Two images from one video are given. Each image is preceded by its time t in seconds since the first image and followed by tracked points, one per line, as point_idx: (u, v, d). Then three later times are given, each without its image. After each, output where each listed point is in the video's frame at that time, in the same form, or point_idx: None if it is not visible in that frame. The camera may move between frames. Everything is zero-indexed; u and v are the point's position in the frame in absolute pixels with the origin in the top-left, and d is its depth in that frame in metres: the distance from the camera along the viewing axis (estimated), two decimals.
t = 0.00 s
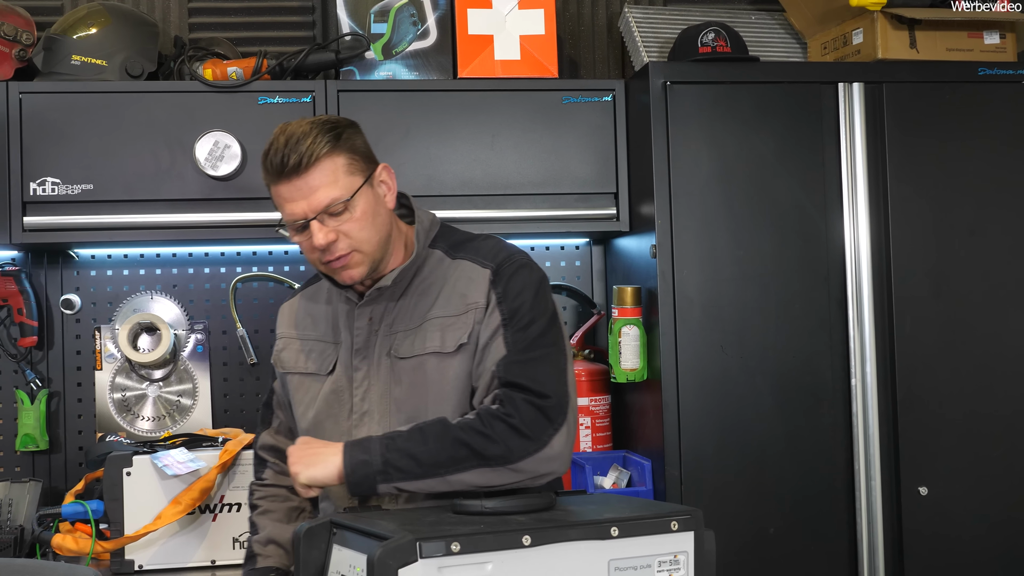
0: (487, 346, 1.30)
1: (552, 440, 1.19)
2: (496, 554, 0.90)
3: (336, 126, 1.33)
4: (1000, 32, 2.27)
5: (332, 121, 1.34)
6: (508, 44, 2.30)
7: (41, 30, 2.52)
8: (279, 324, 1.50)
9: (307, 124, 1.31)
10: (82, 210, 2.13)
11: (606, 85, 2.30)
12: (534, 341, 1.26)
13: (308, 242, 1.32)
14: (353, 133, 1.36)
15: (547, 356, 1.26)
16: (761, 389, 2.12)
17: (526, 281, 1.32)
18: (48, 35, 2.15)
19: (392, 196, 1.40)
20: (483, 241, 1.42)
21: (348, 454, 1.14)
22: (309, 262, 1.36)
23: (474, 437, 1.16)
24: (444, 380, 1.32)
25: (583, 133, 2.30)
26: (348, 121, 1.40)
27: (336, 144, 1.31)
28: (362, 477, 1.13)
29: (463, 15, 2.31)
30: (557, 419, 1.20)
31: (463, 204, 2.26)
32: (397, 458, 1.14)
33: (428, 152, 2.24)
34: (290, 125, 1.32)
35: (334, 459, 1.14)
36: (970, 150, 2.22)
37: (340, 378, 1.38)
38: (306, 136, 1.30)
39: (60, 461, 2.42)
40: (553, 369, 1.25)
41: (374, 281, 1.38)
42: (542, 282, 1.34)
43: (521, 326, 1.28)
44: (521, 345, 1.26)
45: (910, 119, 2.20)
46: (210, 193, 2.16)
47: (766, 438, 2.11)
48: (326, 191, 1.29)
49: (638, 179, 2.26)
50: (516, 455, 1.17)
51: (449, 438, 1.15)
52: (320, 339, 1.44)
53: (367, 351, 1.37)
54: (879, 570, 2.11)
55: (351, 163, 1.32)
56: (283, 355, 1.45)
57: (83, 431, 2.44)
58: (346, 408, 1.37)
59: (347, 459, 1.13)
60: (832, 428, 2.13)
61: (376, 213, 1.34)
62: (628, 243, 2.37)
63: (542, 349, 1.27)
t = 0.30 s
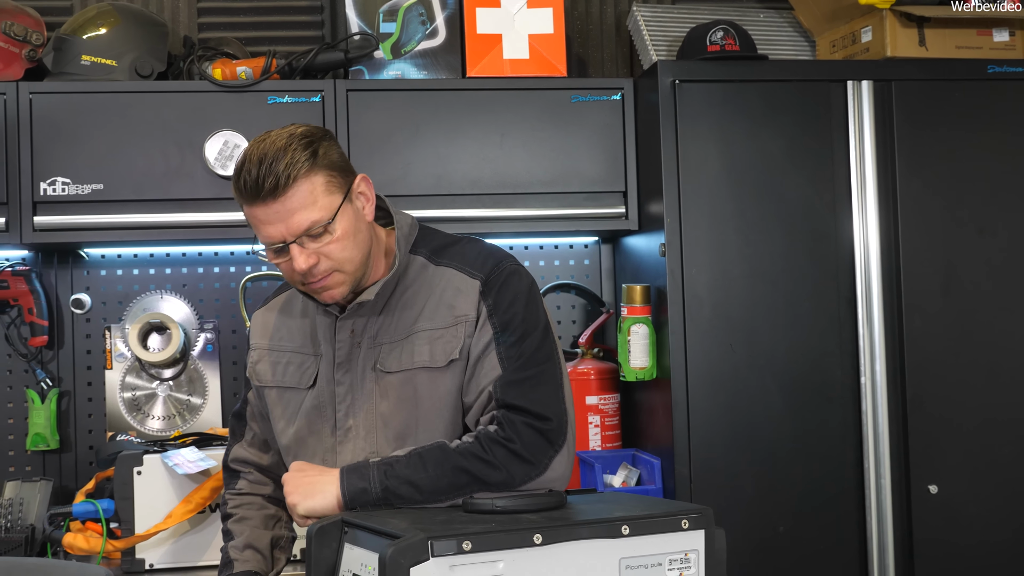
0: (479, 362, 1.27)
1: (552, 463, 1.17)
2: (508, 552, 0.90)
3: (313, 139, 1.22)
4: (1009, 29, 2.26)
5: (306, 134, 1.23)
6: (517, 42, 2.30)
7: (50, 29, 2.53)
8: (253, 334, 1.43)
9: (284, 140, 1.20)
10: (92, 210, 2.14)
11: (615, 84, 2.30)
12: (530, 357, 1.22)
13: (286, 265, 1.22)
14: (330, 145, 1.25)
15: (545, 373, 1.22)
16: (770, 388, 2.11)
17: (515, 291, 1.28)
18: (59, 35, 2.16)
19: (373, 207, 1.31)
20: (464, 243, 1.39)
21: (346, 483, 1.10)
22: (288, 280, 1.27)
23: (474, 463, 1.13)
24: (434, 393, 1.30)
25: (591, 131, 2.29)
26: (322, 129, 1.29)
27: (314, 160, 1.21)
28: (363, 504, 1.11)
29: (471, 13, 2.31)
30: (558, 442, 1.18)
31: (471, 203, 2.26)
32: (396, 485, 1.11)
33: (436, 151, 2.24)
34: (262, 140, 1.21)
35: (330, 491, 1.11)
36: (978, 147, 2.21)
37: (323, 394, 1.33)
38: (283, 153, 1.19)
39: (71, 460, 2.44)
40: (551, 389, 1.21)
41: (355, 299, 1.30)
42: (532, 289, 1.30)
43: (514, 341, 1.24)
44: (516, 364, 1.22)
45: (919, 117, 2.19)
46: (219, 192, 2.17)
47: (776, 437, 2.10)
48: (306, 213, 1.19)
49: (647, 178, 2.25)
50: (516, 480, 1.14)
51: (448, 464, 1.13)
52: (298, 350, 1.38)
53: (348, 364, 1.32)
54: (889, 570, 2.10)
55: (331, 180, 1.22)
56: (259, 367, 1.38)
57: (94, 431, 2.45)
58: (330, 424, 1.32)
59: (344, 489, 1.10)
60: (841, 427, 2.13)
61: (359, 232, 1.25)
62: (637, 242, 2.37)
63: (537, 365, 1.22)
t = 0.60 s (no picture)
0: (491, 364, 1.26)
1: (565, 469, 1.17)
2: (518, 547, 0.90)
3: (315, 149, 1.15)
4: (1016, 26, 2.25)
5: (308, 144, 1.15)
6: (523, 40, 2.30)
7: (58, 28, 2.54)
8: (236, 342, 1.37)
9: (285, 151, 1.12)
10: (99, 208, 2.15)
11: (622, 81, 2.30)
12: (543, 360, 1.22)
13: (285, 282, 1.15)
14: (331, 154, 1.18)
15: (558, 378, 1.22)
16: (777, 385, 2.11)
17: (524, 290, 1.28)
18: (65, 33, 2.16)
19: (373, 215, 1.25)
20: (462, 243, 1.37)
21: (358, 485, 1.08)
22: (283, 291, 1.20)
23: (488, 470, 1.12)
24: (443, 398, 1.28)
25: (598, 128, 2.29)
26: (320, 134, 1.20)
27: (317, 173, 1.13)
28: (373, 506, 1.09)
29: (478, 11, 2.31)
30: (572, 448, 1.18)
31: (478, 200, 2.26)
32: (408, 487, 1.09)
33: (442, 149, 2.24)
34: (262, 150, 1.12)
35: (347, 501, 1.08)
36: (985, 144, 2.20)
37: (321, 403, 1.29)
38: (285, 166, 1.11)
39: (78, 458, 2.44)
40: (564, 393, 1.21)
41: (353, 310, 1.25)
42: (540, 291, 1.30)
43: (524, 344, 1.24)
44: (529, 368, 1.22)
45: (927, 113, 2.19)
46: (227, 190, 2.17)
47: (784, 434, 2.10)
48: (309, 231, 1.12)
49: (654, 175, 2.25)
50: (530, 486, 1.14)
51: (462, 469, 1.11)
52: (290, 357, 1.32)
53: (347, 370, 1.28)
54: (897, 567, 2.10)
55: (334, 193, 1.15)
56: (249, 378, 1.33)
57: (101, 428, 2.46)
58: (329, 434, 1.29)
59: (358, 491, 1.08)
60: (848, 423, 2.12)
61: (361, 247, 1.19)
62: (644, 239, 2.37)
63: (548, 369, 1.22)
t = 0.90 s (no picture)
0: (498, 352, 1.25)
1: (572, 456, 1.17)
2: (525, 531, 0.90)
3: (316, 144, 1.13)
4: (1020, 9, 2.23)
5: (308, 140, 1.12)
6: (526, 27, 2.29)
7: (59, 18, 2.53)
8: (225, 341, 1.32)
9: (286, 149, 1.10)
10: (103, 197, 2.15)
11: (625, 68, 2.29)
12: (547, 347, 1.22)
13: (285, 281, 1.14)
14: (331, 150, 1.15)
15: (562, 365, 1.22)
16: (782, 371, 2.11)
17: (528, 275, 1.28)
18: (67, 22, 2.15)
19: (370, 207, 1.24)
20: (461, 228, 1.36)
21: (365, 474, 1.08)
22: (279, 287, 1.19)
23: (495, 460, 1.11)
24: (451, 386, 1.28)
25: (602, 115, 2.29)
26: (317, 126, 1.18)
27: (319, 171, 1.11)
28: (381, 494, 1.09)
29: None
30: (578, 435, 1.18)
31: (481, 188, 2.26)
32: (414, 476, 1.09)
33: (446, 136, 2.23)
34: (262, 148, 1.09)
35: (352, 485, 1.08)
36: (989, 129, 2.19)
37: (325, 398, 1.28)
38: (288, 165, 1.08)
39: (84, 447, 2.46)
40: (569, 379, 1.21)
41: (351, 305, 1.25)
42: (543, 277, 1.30)
43: (529, 329, 1.24)
44: (534, 355, 1.22)
45: (931, 98, 2.18)
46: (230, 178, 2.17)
47: (788, 420, 2.10)
48: (311, 231, 1.10)
49: (657, 162, 2.25)
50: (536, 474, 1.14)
51: (468, 458, 1.11)
52: (288, 353, 1.30)
53: (351, 362, 1.28)
54: (901, 552, 2.10)
55: (335, 192, 1.14)
56: (244, 380, 1.28)
57: (107, 418, 2.47)
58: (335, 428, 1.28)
59: (365, 478, 1.08)
60: (852, 410, 2.12)
61: (362, 245, 1.18)
62: (648, 226, 2.37)
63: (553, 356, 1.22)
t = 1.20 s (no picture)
0: (509, 335, 1.26)
1: (582, 437, 1.18)
2: (535, 508, 0.91)
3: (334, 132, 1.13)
4: None
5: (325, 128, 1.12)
6: (530, 11, 2.28)
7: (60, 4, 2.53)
8: (229, 332, 1.30)
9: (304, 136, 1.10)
10: (107, 182, 2.14)
11: (629, 52, 2.29)
12: (556, 328, 1.23)
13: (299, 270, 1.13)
14: (348, 139, 1.15)
15: (571, 347, 1.22)
16: (787, 354, 2.11)
17: (536, 257, 1.29)
18: (69, 7, 2.14)
19: (382, 195, 1.24)
20: (466, 209, 1.36)
21: (374, 455, 1.09)
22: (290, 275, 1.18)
23: (506, 442, 1.12)
24: (462, 371, 1.28)
25: (606, 99, 2.28)
26: (333, 114, 1.17)
27: (336, 159, 1.11)
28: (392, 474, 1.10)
29: None
30: (588, 417, 1.18)
31: (485, 172, 2.26)
32: (424, 456, 1.10)
33: (449, 120, 2.23)
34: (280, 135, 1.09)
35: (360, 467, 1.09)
36: (994, 111, 2.19)
37: (337, 385, 1.27)
38: (307, 153, 1.08)
39: (89, 433, 2.46)
40: (578, 360, 1.22)
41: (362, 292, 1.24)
42: (551, 258, 1.31)
43: (539, 311, 1.25)
44: (544, 338, 1.23)
45: (936, 79, 2.17)
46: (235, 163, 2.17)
47: (793, 403, 2.11)
48: (328, 220, 1.10)
49: (662, 146, 2.24)
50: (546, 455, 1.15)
51: (479, 440, 1.12)
52: (296, 340, 1.28)
53: (364, 349, 1.27)
54: (906, 533, 2.11)
55: (352, 180, 1.14)
56: (252, 370, 1.28)
57: (112, 404, 2.48)
58: (348, 414, 1.28)
59: (375, 458, 1.09)
60: (857, 392, 2.13)
61: (376, 234, 1.18)
62: (653, 210, 2.37)
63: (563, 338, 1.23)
